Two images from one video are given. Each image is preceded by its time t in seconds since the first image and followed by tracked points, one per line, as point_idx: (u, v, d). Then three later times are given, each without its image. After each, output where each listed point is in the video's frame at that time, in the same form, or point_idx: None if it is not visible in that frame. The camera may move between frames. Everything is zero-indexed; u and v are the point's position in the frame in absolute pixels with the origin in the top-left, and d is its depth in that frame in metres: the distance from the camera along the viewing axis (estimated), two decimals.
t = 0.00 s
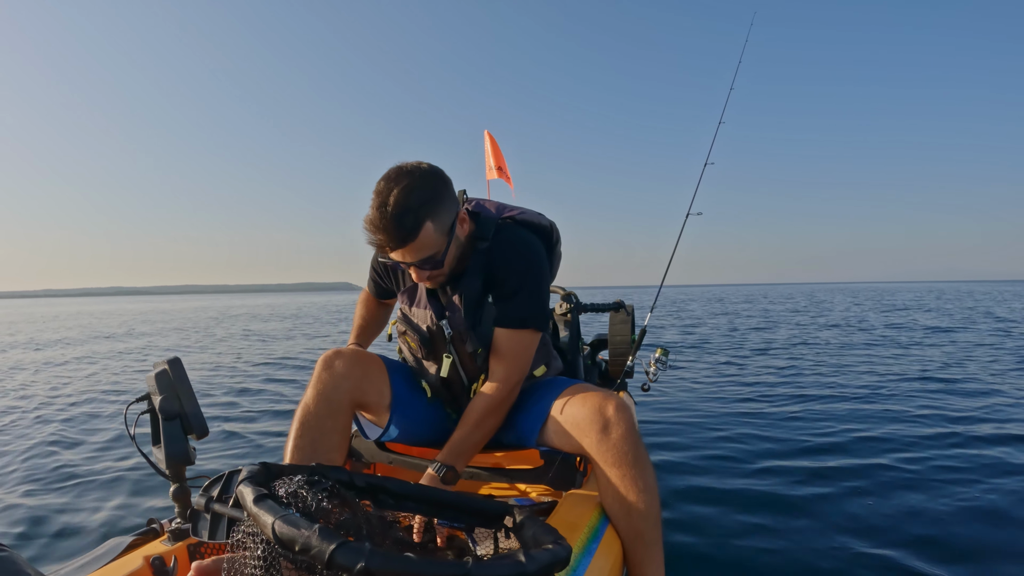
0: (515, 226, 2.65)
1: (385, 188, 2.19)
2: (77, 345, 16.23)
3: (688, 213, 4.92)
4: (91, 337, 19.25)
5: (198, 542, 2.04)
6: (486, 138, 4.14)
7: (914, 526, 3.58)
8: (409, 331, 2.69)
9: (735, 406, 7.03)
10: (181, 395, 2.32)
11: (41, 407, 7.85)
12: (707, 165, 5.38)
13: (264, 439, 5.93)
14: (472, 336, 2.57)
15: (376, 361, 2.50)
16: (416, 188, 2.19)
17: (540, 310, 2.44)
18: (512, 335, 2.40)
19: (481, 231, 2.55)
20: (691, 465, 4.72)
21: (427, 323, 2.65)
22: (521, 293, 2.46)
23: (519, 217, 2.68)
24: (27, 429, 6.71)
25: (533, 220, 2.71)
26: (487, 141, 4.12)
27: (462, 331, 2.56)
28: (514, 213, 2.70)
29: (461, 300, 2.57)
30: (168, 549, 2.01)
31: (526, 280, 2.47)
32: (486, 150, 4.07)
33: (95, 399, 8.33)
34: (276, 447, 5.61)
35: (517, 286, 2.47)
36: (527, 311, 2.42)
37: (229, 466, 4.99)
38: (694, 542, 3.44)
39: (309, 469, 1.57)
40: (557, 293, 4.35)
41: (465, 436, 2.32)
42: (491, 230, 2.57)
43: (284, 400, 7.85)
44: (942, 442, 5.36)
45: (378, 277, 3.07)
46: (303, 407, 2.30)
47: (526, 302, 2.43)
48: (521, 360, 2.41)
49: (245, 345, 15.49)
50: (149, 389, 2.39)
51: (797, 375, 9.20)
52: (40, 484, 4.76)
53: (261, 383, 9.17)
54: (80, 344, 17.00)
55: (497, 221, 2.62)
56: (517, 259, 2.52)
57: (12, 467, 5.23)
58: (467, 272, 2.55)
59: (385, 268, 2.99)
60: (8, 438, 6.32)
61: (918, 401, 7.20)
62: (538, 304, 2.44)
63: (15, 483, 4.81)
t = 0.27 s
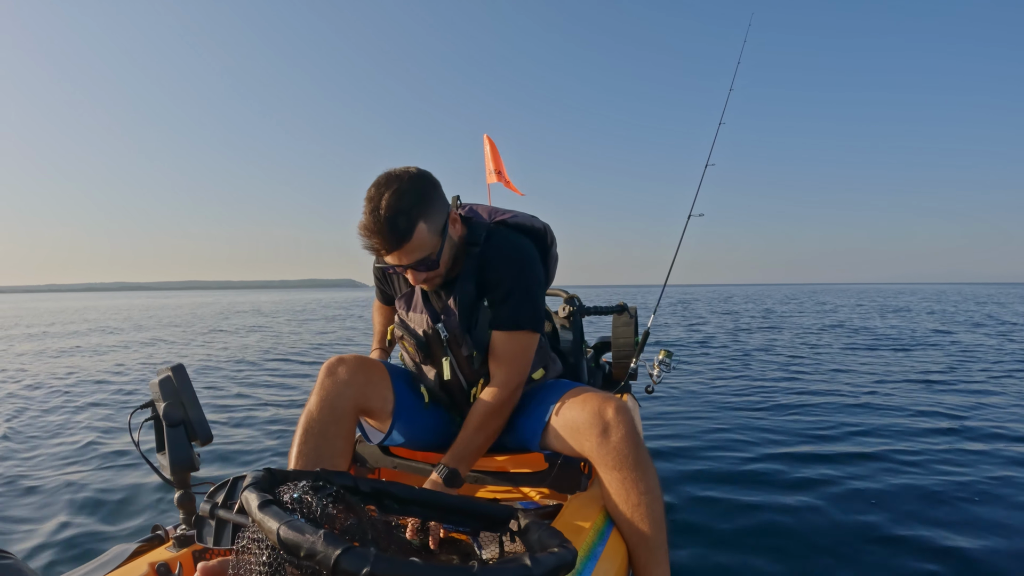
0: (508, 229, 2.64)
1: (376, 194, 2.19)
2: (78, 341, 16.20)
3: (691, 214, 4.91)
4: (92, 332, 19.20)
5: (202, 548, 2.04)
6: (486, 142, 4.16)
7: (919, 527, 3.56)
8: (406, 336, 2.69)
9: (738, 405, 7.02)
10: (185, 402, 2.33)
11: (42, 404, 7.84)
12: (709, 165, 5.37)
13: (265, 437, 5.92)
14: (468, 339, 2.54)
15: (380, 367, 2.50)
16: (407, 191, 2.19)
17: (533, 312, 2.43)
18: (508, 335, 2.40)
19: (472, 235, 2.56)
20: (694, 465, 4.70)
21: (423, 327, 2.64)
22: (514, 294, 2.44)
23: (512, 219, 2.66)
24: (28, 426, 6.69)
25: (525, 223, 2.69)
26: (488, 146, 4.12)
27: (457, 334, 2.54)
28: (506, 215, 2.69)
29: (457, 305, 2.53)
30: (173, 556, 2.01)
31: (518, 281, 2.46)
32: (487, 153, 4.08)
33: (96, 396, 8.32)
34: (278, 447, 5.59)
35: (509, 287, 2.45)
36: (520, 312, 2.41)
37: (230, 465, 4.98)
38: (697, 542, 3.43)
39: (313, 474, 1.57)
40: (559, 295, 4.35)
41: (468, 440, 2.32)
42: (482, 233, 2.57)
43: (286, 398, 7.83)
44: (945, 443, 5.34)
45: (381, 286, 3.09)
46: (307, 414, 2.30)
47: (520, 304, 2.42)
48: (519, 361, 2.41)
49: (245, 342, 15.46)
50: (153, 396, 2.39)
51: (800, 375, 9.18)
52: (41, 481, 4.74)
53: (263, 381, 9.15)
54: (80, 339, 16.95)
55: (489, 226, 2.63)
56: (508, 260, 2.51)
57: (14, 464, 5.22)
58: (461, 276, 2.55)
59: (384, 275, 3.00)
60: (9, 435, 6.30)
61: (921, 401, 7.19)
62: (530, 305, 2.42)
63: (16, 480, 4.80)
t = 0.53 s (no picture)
0: (507, 227, 2.64)
1: (377, 193, 2.20)
2: (79, 337, 16.21)
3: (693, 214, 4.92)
4: (93, 328, 19.21)
5: (204, 549, 2.04)
6: (488, 143, 4.16)
7: (919, 527, 3.56)
8: (408, 336, 2.69)
9: (739, 405, 7.01)
10: (187, 403, 2.32)
11: (41, 402, 7.82)
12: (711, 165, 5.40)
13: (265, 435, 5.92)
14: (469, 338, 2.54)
15: (382, 367, 2.50)
16: (405, 193, 2.19)
17: (533, 311, 2.42)
18: (510, 333, 2.40)
19: (472, 235, 2.55)
20: (695, 464, 4.69)
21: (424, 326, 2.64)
22: (515, 292, 2.43)
23: (511, 219, 2.67)
24: (30, 422, 6.70)
25: (524, 223, 2.69)
26: (489, 147, 4.12)
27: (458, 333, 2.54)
28: (505, 215, 2.69)
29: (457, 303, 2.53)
30: (175, 556, 2.01)
31: (517, 281, 2.46)
32: (488, 154, 4.08)
33: (97, 394, 8.33)
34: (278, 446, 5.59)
35: (508, 286, 2.45)
36: (519, 311, 2.40)
37: (230, 463, 4.97)
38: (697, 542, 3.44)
39: (316, 474, 1.57)
40: (559, 296, 4.35)
41: (470, 430, 2.36)
42: (481, 233, 2.56)
43: (287, 395, 7.84)
44: (946, 444, 5.34)
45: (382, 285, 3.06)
46: (310, 414, 2.30)
47: (520, 300, 2.41)
48: (521, 359, 2.41)
49: (246, 339, 15.47)
50: (154, 397, 2.39)
51: (801, 375, 9.18)
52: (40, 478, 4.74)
53: (264, 378, 9.15)
54: (81, 335, 16.97)
55: (488, 225, 2.62)
56: (508, 260, 2.50)
57: (15, 461, 5.22)
58: (460, 276, 2.54)
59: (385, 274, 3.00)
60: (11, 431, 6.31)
61: (922, 402, 7.19)
62: (531, 302, 2.43)
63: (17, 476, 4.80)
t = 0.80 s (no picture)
0: (504, 225, 2.64)
1: (378, 195, 2.19)
2: (82, 335, 16.24)
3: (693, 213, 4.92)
4: (96, 326, 19.24)
5: (202, 544, 2.04)
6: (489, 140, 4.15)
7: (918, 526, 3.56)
8: (406, 338, 2.69)
9: (739, 404, 7.02)
10: (186, 399, 2.32)
11: (41, 399, 7.80)
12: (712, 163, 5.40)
13: (266, 432, 5.92)
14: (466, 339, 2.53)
15: (383, 363, 2.50)
16: (407, 196, 2.19)
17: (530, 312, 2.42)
18: (508, 333, 2.39)
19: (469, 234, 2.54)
20: (693, 463, 4.70)
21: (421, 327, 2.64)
22: (511, 292, 2.43)
23: (508, 217, 2.67)
24: (30, 418, 6.70)
25: (522, 220, 2.69)
26: (490, 142, 4.12)
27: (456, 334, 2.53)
28: (502, 213, 2.69)
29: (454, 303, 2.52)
30: (173, 551, 2.01)
31: (515, 281, 2.45)
32: (489, 150, 4.07)
33: (100, 391, 8.35)
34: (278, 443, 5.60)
35: (506, 287, 2.44)
36: (518, 311, 2.40)
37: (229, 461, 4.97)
38: (696, 539, 3.44)
39: (315, 470, 1.57)
40: (559, 294, 4.35)
41: (469, 427, 2.37)
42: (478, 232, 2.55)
43: (288, 393, 7.85)
44: (945, 444, 5.34)
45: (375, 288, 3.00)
46: (312, 408, 2.30)
47: (518, 300, 2.42)
48: (518, 357, 2.41)
49: (247, 337, 15.45)
50: (153, 391, 2.39)
51: (801, 374, 9.18)
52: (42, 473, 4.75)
53: (265, 376, 9.16)
54: (84, 333, 16.99)
55: (485, 224, 2.62)
56: (506, 260, 2.50)
57: (17, 456, 5.23)
58: (457, 276, 2.53)
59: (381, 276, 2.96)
60: (13, 426, 6.33)
61: (921, 402, 7.20)
62: (529, 301, 2.43)
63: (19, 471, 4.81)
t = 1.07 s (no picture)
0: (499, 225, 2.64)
1: (372, 196, 2.20)
2: (88, 336, 16.32)
3: (692, 213, 4.92)
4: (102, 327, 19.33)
5: (200, 537, 2.04)
6: (491, 137, 4.15)
7: (917, 527, 3.56)
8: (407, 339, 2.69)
9: (739, 404, 7.01)
10: (185, 392, 2.33)
11: (42, 399, 7.80)
12: (711, 165, 5.39)
13: (268, 431, 5.93)
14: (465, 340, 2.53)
15: (383, 359, 2.50)
16: (399, 197, 2.18)
17: (528, 313, 2.42)
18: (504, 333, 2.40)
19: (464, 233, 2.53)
20: (692, 464, 4.69)
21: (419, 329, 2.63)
22: (508, 293, 2.43)
23: (503, 216, 2.68)
24: (31, 418, 6.70)
25: (517, 217, 2.70)
26: (492, 139, 4.12)
27: (454, 335, 2.53)
28: (498, 212, 2.69)
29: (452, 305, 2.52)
30: (171, 544, 2.01)
31: (512, 282, 2.45)
32: (491, 148, 4.07)
33: (103, 389, 8.38)
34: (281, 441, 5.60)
35: (504, 288, 2.44)
36: (515, 312, 2.40)
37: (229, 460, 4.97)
38: (695, 537, 3.43)
39: (313, 465, 1.57)
40: (559, 292, 4.35)
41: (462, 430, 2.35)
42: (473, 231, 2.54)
43: (290, 392, 7.85)
44: (947, 443, 5.32)
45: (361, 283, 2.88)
46: (312, 403, 2.30)
47: (516, 300, 2.42)
48: (516, 355, 2.42)
49: (248, 337, 15.44)
50: (152, 385, 2.39)
51: (801, 375, 9.16)
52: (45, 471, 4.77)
53: (266, 377, 9.15)
54: (87, 334, 16.99)
55: (481, 224, 2.62)
56: (503, 260, 2.50)
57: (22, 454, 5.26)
58: (454, 277, 2.52)
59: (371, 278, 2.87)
60: (14, 426, 6.33)
61: (922, 401, 7.18)
62: (529, 302, 2.43)
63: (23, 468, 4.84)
